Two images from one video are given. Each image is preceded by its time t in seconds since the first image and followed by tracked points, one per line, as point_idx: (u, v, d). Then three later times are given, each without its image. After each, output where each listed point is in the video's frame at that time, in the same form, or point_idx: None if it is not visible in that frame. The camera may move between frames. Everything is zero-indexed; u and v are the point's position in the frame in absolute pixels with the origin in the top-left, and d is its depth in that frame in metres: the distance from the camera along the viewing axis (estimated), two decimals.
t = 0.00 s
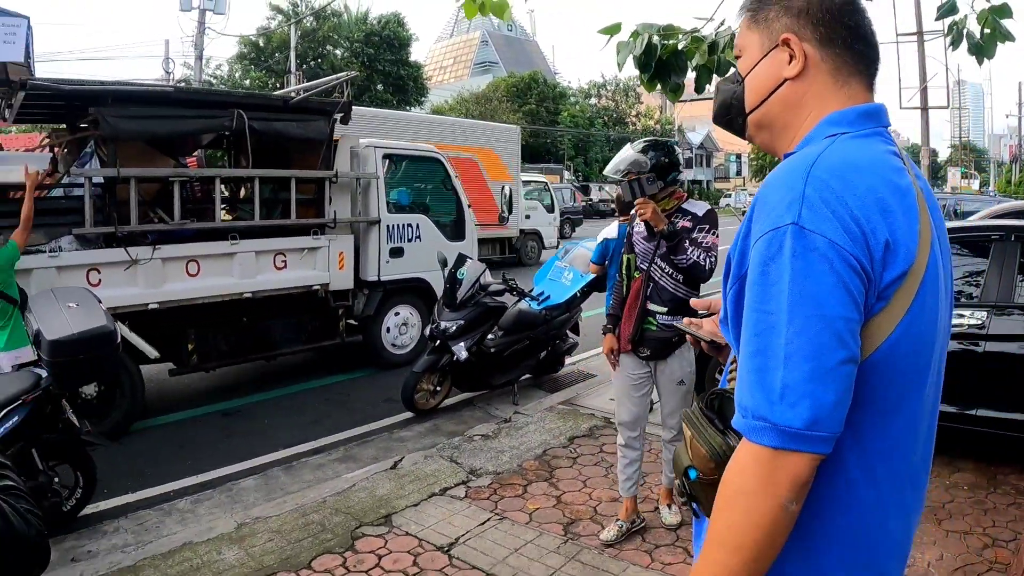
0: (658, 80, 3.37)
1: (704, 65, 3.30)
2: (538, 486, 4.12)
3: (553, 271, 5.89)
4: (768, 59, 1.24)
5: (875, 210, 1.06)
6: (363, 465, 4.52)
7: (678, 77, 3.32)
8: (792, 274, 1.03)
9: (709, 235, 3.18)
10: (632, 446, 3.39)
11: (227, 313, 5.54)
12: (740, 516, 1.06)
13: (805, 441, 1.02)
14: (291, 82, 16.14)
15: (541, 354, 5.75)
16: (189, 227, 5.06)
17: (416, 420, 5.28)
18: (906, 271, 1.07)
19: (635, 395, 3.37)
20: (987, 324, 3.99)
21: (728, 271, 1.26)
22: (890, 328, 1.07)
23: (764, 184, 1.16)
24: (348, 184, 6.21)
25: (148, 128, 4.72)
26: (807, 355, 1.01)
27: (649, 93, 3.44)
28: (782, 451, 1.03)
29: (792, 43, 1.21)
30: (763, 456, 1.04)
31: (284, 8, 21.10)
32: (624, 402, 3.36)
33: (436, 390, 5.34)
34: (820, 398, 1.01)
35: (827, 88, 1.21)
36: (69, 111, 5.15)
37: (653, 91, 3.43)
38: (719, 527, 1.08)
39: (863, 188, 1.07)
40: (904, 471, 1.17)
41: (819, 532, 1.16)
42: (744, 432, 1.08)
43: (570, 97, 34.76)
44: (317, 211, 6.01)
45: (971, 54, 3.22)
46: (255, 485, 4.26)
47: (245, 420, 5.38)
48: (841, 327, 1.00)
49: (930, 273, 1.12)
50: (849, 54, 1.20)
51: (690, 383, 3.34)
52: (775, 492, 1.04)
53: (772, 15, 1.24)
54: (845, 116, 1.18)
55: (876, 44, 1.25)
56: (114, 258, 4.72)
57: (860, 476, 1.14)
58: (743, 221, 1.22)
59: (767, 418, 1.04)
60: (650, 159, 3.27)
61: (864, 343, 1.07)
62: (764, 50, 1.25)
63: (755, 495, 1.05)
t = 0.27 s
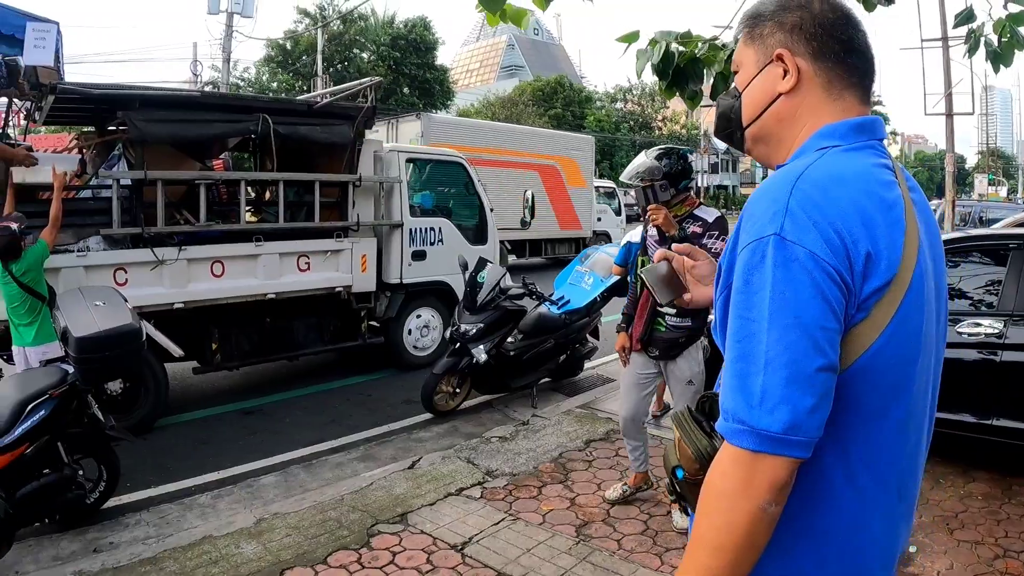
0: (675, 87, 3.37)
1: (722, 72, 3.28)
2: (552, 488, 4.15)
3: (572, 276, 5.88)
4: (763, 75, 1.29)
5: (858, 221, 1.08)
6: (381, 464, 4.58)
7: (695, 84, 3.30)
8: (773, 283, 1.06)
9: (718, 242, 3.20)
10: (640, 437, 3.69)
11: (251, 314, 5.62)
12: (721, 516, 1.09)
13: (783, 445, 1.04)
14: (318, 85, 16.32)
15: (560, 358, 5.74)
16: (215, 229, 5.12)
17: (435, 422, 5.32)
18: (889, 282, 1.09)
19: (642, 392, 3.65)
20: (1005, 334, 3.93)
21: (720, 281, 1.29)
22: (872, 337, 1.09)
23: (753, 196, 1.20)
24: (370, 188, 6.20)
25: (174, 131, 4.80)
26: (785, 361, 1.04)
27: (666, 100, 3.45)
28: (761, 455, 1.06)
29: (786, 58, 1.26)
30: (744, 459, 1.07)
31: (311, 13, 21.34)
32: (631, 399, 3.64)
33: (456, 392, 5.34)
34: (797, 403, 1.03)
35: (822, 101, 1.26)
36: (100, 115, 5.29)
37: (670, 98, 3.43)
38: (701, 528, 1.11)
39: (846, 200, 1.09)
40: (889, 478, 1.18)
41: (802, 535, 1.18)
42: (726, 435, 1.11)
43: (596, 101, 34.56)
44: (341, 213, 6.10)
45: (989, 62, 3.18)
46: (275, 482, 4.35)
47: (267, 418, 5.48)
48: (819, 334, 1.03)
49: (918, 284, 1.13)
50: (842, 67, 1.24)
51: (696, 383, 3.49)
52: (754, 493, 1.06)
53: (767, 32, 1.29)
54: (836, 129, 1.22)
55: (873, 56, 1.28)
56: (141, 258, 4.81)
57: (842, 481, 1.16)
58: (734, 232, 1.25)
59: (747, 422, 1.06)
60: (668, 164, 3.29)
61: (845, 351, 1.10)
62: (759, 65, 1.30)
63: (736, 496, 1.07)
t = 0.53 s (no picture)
0: (700, 95, 3.35)
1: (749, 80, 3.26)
2: (577, 491, 4.15)
3: (602, 281, 5.74)
4: (774, 90, 1.36)
5: (863, 234, 1.12)
6: (409, 465, 4.59)
7: (719, 92, 3.29)
8: (778, 290, 1.10)
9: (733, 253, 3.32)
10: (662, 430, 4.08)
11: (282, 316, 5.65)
12: (715, 512, 1.12)
13: (780, 445, 1.07)
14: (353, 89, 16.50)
15: (587, 363, 5.59)
16: (249, 231, 5.13)
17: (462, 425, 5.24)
18: (890, 294, 1.12)
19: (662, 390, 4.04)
20: None
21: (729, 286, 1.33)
22: (873, 347, 1.13)
23: (764, 207, 1.24)
24: (401, 193, 6.21)
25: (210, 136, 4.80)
26: (786, 364, 1.07)
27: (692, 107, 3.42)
28: (758, 454, 1.09)
29: (795, 74, 1.33)
30: (739, 458, 1.10)
31: (346, 17, 21.54)
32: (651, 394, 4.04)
33: (484, 395, 5.27)
34: (796, 406, 1.07)
35: (831, 114, 1.32)
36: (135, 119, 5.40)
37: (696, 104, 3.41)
38: (697, 523, 1.14)
39: (852, 214, 1.13)
40: (888, 484, 1.22)
41: (797, 535, 1.22)
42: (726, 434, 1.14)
43: (631, 105, 34.10)
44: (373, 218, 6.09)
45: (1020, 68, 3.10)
46: (304, 480, 4.41)
47: (296, 419, 5.54)
48: (820, 341, 1.07)
49: (920, 297, 1.16)
50: (850, 81, 1.30)
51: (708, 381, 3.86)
52: (749, 491, 1.10)
53: (778, 49, 1.36)
54: (846, 142, 1.28)
55: (881, 68, 1.34)
56: (177, 259, 4.85)
57: (840, 485, 1.19)
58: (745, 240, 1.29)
59: (745, 422, 1.10)
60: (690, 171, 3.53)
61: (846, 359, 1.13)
62: (771, 81, 1.37)
63: (730, 492, 1.11)
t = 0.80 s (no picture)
0: (728, 100, 3.33)
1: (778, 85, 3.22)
2: (603, 493, 4.13)
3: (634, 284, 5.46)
4: (785, 98, 1.35)
5: (878, 233, 1.11)
6: (437, 465, 4.58)
7: (747, 97, 3.25)
8: (793, 288, 1.10)
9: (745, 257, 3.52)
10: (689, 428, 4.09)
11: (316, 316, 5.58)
12: (733, 509, 1.11)
13: (795, 442, 1.07)
14: (387, 93, 16.69)
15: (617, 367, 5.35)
16: (283, 234, 4.99)
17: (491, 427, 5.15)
18: (905, 293, 1.12)
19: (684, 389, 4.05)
20: None
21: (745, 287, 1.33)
22: (886, 345, 1.12)
23: (778, 208, 1.23)
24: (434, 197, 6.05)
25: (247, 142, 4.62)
26: (801, 361, 1.07)
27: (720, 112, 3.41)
28: (775, 451, 1.08)
29: (806, 82, 1.31)
30: (757, 454, 1.10)
31: (381, 22, 21.32)
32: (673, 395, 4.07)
33: (514, 398, 5.13)
34: (811, 403, 1.06)
35: (843, 121, 1.30)
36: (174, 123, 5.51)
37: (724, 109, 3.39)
38: (715, 519, 1.13)
39: (866, 213, 1.12)
40: (900, 482, 1.21)
41: (812, 533, 1.21)
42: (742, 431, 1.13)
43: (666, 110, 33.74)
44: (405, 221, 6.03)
45: None
46: (334, 478, 4.45)
47: (330, 418, 5.51)
48: (835, 339, 1.06)
49: (933, 296, 1.16)
50: (862, 89, 1.29)
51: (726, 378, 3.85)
52: (767, 487, 1.09)
53: (790, 57, 1.34)
54: (858, 148, 1.26)
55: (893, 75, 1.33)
56: (212, 261, 4.78)
57: (853, 483, 1.18)
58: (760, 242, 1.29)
59: (762, 419, 1.09)
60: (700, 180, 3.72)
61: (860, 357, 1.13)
62: (784, 88, 1.36)
63: (748, 489, 1.10)
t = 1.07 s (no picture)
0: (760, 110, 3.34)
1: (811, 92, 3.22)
2: (632, 498, 4.17)
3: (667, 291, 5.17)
4: (809, 109, 1.38)
5: (906, 243, 1.14)
6: (468, 468, 4.62)
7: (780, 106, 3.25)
8: (824, 299, 1.13)
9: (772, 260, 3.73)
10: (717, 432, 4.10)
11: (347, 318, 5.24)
12: (767, 516, 1.15)
13: (828, 449, 1.10)
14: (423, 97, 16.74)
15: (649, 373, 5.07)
16: (317, 235, 4.70)
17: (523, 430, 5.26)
18: (931, 303, 1.14)
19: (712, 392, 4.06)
20: None
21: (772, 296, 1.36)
22: (913, 353, 1.15)
23: (807, 219, 1.26)
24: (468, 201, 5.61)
25: (284, 146, 4.31)
26: (833, 370, 1.10)
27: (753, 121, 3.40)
28: (807, 458, 1.11)
29: (830, 93, 1.35)
30: (790, 462, 1.13)
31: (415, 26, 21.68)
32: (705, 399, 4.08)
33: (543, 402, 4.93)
34: (842, 410, 1.09)
35: (866, 132, 1.34)
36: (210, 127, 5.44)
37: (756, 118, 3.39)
38: (750, 526, 1.17)
39: (895, 224, 1.15)
40: (923, 485, 1.25)
41: (841, 537, 1.24)
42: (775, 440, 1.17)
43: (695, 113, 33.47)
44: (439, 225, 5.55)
45: None
46: (365, 479, 4.50)
47: (362, 418, 5.52)
48: (866, 348, 1.09)
49: (956, 305, 1.19)
50: (884, 99, 1.32)
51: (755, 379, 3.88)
52: (800, 494, 1.12)
53: (814, 68, 1.37)
54: (881, 158, 1.29)
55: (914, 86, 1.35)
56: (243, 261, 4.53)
57: (879, 488, 1.21)
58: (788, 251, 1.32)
59: (795, 427, 1.13)
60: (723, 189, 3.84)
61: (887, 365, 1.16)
62: (807, 99, 1.39)
63: (782, 496, 1.13)
